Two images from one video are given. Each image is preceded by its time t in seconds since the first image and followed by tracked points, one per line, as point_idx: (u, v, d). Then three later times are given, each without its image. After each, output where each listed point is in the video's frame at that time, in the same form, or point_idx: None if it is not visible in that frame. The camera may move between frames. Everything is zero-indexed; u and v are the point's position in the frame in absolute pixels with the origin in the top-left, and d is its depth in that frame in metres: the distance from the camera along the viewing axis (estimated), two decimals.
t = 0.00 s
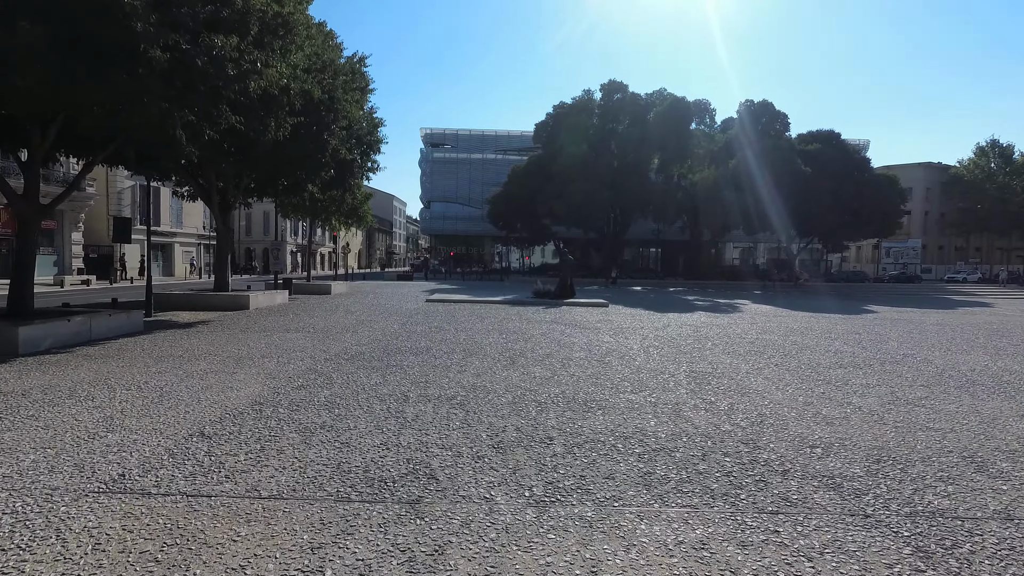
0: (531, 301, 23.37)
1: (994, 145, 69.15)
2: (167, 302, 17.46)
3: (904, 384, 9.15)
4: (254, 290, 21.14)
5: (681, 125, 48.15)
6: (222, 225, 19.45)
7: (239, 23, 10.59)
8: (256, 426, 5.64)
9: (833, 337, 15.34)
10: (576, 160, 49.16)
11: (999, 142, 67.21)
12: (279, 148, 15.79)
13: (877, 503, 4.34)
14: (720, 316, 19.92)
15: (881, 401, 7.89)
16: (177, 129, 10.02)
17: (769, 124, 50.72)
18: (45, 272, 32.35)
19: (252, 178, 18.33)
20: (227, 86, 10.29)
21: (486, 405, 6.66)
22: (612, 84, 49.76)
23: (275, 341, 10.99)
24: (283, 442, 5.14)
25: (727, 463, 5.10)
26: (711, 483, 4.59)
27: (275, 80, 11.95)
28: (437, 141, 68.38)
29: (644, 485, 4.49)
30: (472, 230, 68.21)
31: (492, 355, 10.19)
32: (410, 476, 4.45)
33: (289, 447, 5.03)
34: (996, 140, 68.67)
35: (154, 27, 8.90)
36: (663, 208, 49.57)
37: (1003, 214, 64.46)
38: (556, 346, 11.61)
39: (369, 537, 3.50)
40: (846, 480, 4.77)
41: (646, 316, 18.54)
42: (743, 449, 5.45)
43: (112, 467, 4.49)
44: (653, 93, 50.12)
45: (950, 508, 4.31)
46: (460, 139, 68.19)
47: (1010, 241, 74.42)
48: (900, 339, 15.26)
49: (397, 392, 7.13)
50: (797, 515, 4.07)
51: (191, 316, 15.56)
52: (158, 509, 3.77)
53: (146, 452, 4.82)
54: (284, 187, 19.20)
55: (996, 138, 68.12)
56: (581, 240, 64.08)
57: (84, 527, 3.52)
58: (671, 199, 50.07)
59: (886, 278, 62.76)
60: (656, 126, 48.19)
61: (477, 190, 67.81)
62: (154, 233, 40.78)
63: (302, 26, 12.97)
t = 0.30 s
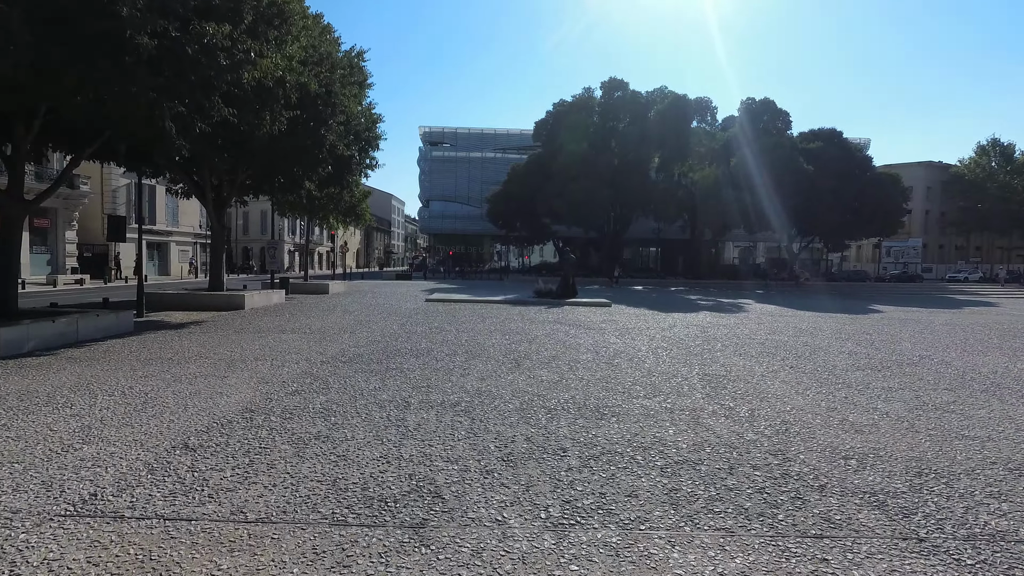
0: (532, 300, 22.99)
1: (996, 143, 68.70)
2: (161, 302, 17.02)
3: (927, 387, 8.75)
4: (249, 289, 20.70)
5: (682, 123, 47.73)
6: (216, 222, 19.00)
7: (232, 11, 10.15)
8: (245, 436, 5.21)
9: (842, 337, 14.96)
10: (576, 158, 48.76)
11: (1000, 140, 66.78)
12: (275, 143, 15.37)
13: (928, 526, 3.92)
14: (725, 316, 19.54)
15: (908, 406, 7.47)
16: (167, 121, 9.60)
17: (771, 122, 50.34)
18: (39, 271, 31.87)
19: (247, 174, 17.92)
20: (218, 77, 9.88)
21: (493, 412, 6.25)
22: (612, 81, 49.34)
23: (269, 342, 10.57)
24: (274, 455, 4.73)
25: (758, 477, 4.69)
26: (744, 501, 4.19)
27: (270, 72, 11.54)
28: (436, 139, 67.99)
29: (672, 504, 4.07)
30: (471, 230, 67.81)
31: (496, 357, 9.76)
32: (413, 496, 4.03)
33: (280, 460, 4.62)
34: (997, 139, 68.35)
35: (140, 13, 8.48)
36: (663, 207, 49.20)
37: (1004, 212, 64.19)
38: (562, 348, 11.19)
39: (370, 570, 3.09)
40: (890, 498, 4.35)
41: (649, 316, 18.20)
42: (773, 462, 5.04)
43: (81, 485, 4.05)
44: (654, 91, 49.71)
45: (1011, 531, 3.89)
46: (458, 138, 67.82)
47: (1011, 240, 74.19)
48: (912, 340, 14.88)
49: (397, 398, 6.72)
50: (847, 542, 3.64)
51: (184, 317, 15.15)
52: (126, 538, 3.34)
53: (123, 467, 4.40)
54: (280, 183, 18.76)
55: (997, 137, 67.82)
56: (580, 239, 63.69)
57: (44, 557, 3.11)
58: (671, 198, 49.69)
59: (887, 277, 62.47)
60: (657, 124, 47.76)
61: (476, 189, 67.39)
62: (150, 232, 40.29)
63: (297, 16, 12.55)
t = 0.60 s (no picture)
0: (534, 301, 22.56)
1: (997, 142, 68.40)
2: (154, 304, 16.59)
3: (954, 394, 8.32)
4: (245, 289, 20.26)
5: (683, 122, 47.34)
6: (211, 221, 18.53)
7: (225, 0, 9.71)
8: (234, 454, 4.78)
9: (854, 339, 14.54)
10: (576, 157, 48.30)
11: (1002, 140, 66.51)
12: (271, 141, 14.93)
13: (997, 561, 3.51)
14: (731, 317, 19.13)
15: (939, 416, 7.05)
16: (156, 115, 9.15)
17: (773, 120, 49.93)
18: (32, 271, 31.38)
19: (242, 172, 17.45)
20: (211, 69, 9.43)
21: (502, 424, 5.84)
22: (613, 80, 48.89)
23: (265, 347, 10.15)
24: (266, 476, 4.32)
25: (797, 501, 4.29)
26: (787, 531, 3.79)
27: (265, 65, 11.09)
28: (435, 138, 67.57)
29: (710, 536, 3.66)
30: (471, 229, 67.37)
31: (502, 362, 9.35)
32: (420, 528, 3.61)
33: (273, 483, 4.21)
34: (999, 138, 68.00)
35: None
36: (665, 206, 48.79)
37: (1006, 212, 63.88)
38: (568, 351, 10.73)
39: None
40: (946, 526, 3.95)
41: (653, 317, 17.79)
42: (810, 482, 4.64)
43: (49, 515, 3.63)
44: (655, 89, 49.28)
45: None
46: (457, 137, 67.39)
47: (1012, 240, 73.88)
48: (925, 342, 14.48)
49: (399, 408, 6.30)
50: None
51: (179, 319, 14.77)
52: None
53: (98, 492, 3.99)
54: (276, 182, 18.29)
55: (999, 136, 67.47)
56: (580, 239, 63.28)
57: None
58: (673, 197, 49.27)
59: (889, 276, 62.12)
60: (658, 123, 47.31)
61: (476, 188, 66.92)
62: (145, 232, 39.78)
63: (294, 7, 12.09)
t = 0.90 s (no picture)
0: (537, 302, 22.12)
1: (999, 143, 68.26)
2: (148, 306, 16.16)
3: (986, 403, 7.88)
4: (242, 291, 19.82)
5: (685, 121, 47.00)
6: (207, 221, 18.10)
7: None
8: (222, 476, 4.35)
9: (868, 342, 14.10)
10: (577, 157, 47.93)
11: (1004, 140, 66.34)
12: (268, 138, 14.51)
13: None
14: (739, 319, 18.70)
15: (976, 427, 6.61)
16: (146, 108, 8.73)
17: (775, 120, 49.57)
18: (26, 272, 30.89)
19: (239, 170, 17.03)
20: (204, 61, 8.99)
21: (514, 439, 5.43)
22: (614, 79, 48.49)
23: (261, 352, 9.71)
24: (256, 503, 3.90)
25: (845, 530, 3.87)
26: (842, 567, 3.38)
27: (261, 58, 10.66)
28: (434, 138, 67.20)
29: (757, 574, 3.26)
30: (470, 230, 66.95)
31: (508, 369, 8.91)
32: (429, 565, 3.21)
33: (265, 510, 3.80)
34: (1000, 139, 67.72)
35: None
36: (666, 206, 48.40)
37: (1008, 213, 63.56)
38: (576, 356, 10.31)
39: None
40: (1016, 558, 3.54)
41: (659, 320, 17.36)
42: (856, 506, 4.24)
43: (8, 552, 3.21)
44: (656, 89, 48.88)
45: None
46: (456, 137, 67.01)
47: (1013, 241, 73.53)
48: (941, 346, 14.04)
49: (402, 421, 5.89)
50: None
51: (172, 321, 14.33)
52: None
53: (68, 521, 3.58)
54: (274, 181, 17.86)
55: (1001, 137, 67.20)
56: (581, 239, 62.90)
57: None
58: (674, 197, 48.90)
59: (891, 277, 61.75)
60: (659, 122, 46.90)
61: (475, 188, 66.48)
62: (141, 232, 39.28)
63: None
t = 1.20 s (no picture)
0: (538, 303, 21.67)
1: (999, 141, 68.23)
2: (139, 307, 15.68)
3: (1016, 409, 7.48)
4: (236, 291, 19.36)
5: (685, 120, 46.58)
6: (200, 220, 17.63)
7: None
8: (200, 502, 3.88)
9: (882, 344, 13.67)
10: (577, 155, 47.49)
11: (1005, 139, 66.27)
12: (262, 133, 14.04)
13: None
14: (745, 320, 18.26)
15: (1011, 437, 6.21)
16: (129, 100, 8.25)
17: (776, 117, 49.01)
18: (18, 272, 30.36)
19: (233, 167, 16.54)
20: (192, 49, 8.53)
21: (524, 455, 4.97)
22: (614, 76, 48.02)
23: (252, 357, 9.24)
24: (236, 535, 3.45)
25: (900, 562, 3.45)
26: None
27: (253, 49, 10.22)
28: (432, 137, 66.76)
29: None
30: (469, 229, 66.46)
31: (513, 374, 8.45)
32: None
33: (248, 545, 3.33)
34: (1002, 137, 67.51)
35: None
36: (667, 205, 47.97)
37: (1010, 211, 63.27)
38: (582, 360, 9.86)
39: None
40: None
41: (664, 320, 16.96)
42: (909, 534, 3.79)
43: None
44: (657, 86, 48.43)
45: None
46: (455, 135, 66.57)
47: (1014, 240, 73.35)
48: (956, 347, 13.65)
49: (402, 433, 5.43)
50: None
51: (162, 323, 13.87)
52: None
53: (18, 560, 3.12)
54: (269, 178, 17.38)
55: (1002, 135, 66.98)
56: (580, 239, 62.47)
57: None
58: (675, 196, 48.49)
59: (893, 276, 61.37)
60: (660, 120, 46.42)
61: (474, 187, 65.99)
62: (136, 231, 38.72)
63: None
